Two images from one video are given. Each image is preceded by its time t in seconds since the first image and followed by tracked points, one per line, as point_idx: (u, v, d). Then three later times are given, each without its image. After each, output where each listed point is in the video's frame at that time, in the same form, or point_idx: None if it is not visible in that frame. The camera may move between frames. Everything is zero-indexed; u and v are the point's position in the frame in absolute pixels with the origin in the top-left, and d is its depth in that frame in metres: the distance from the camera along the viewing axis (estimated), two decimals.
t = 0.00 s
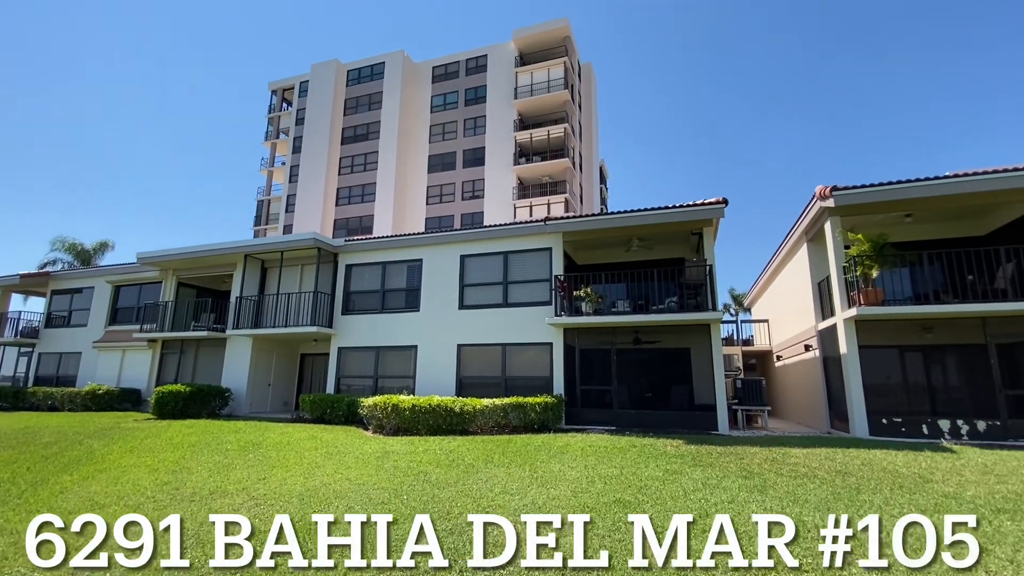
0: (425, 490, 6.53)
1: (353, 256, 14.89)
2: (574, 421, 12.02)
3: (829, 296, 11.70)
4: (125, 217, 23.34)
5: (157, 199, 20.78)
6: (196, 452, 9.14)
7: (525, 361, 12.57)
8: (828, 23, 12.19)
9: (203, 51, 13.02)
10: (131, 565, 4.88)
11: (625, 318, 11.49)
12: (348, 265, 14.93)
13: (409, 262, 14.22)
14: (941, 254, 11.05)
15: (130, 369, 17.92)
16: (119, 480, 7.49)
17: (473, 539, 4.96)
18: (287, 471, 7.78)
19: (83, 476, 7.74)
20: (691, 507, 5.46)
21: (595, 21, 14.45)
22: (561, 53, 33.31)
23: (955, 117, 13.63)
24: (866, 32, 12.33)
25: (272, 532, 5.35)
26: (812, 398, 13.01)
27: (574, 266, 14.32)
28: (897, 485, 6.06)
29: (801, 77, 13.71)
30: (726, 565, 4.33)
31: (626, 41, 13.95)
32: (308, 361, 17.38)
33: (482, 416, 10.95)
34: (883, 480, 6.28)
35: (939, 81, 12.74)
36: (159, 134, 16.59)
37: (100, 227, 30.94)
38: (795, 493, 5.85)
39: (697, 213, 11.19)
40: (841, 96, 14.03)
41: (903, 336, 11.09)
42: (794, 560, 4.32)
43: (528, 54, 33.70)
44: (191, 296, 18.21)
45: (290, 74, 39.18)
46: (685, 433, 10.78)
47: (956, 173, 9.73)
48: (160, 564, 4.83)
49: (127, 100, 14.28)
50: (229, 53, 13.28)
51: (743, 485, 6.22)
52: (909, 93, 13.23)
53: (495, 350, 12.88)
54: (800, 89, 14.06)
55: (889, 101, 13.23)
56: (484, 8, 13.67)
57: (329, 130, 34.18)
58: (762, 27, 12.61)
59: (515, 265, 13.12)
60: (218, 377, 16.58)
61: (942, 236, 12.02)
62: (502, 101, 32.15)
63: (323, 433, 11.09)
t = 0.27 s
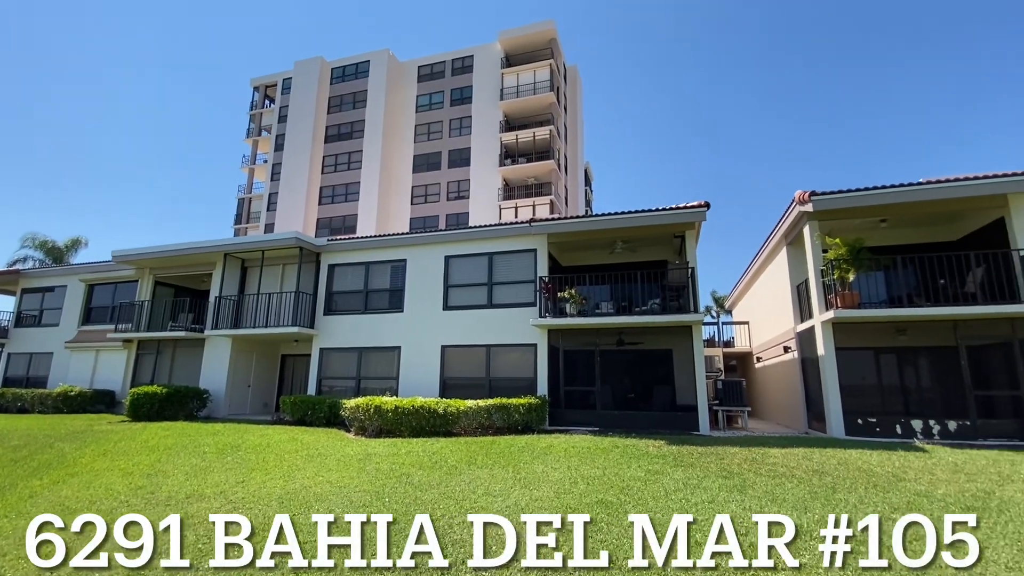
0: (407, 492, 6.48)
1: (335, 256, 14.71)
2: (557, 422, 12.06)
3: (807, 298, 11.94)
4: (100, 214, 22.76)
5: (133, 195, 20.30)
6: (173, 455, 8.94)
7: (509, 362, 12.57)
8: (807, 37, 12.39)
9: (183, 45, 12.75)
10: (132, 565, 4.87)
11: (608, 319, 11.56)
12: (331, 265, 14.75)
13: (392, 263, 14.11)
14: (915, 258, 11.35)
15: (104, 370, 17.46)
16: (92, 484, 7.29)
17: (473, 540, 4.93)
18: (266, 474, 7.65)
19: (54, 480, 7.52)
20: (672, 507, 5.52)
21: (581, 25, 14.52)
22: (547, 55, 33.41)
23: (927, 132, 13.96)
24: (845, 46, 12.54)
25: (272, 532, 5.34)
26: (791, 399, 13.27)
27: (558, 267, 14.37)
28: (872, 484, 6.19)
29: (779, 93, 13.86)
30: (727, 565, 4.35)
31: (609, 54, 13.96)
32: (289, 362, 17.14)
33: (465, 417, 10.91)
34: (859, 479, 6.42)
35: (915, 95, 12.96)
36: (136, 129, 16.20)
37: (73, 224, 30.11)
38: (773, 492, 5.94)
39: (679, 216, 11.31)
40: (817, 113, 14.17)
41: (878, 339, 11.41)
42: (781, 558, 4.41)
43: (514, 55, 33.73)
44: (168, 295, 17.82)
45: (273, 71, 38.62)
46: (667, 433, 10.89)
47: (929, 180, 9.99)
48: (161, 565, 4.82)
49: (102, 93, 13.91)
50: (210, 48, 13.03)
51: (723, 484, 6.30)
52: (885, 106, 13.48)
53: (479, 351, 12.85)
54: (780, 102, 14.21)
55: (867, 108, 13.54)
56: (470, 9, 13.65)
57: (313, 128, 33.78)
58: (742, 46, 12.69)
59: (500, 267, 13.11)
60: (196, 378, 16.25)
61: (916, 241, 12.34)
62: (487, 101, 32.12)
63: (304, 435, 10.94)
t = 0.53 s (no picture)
0: (390, 494, 6.43)
1: (318, 255, 14.54)
2: (542, 423, 12.07)
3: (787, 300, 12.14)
4: (75, 210, 22.16)
5: (109, 192, 19.82)
6: (149, 458, 8.74)
7: (494, 363, 12.55)
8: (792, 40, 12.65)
9: (164, 39, 12.49)
10: (133, 565, 4.80)
11: (593, 320, 11.61)
12: (313, 264, 14.57)
13: (377, 262, 13.99)
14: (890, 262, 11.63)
15: (77, 371, 17.00)
16: (64, 487, 7.08)
17: (473, 539, 4.92)
18: (246, 476, 7.52)
19: (24, 483, 7.29)
20: (654, 507, 5.57)
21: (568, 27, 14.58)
22: (534, 56, 33.53)
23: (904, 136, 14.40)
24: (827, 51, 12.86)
25: (272, 532, 5.29)
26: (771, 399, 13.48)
27: (543, 268, 14.41)
28: (849, 483, 6.33)
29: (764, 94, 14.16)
30: (728, 566, 4.36)
31: (599, 51, 14.15)
32: (270, 362, 16.90)
33: (449, 418, 10.85)
34: (836, 478, 6.55)
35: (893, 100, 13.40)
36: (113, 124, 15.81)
37: (46, 220, 29.27)
38: (753, 491, 6.04)
39: (663, 218, 11.42)
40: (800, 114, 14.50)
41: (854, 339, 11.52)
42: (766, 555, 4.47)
43: (501, 56, 33.75)
44: (146, 294, 17.44)
45: (255, 67, 38.03)
46: (649, 433, 10.97)
47: (904, 186, 10.25)
48: (160, 565, 4.76)
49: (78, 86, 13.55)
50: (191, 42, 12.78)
51: (704, 484, 6.38)
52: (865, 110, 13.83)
53: (464, 351, 12.81)
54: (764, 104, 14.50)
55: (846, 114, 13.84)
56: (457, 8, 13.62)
57: (296, 125, 33.34)
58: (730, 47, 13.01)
59: (485, 267, 13.09)
60: (174, 379, 15.92)
61: (891, 245, 12.64)
62: (474, 101, 32.07)
63: (285, 436, 10.78)
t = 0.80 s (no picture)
0: (371, 496, 6.36)
1: (299, 254, 14.34)
2: (525, 423, 12.08)
3: (767, 302, 12.34)
4: (46, 205, 21.48)
5: (82, 187, 19.27)
6: (122, 460, 8.51)
7: (477, 363, 12.53)
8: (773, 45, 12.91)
9: (143, 31, 12.23)
10: (132, 566, 4.69)
11: (576, 321, 11.66)
12: (294, 262, 14.36)
13: (359, 261, 13.86)
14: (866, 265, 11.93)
15: (47, 371, 16.48)
16: (31, 491, 6.85)
17: (473, 540, 4.86)
18: (223, 478, 7.37)
19: None
20: (634, 506, 5.61)
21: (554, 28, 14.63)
22: (519, 57, 33.59)
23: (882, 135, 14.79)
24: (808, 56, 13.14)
25: (272, 532, 5.22)
26: (751, 399, 13.69)
27: (527, 269, 14.44)
28: (824, 481, 6.46)
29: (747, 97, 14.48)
30: (727, 565, 4.31)
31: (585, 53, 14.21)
32: (249, 362, 16.63)
33: (432, 419, 10.78)
34: (812, 476, 6.69)
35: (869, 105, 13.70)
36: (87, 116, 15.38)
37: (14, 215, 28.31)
38: (731, 490, 6.12)
39: (646, 220, 11.53)
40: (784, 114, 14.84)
41: (831, 342, 12.11)
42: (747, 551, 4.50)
43: (486, 56, 33.73)
44: (120, 292, 16.99)
45: (236, 61, 37.36)
46: (631, 433, 11.00)
47: (879, 191, 10.49)
48: (161, 565, 4.64)
49: (50, 77, 13.14)
50: (171, 35, 12.50)
51: (684, 483, 6.46)
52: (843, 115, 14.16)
53: (448, 351, 12.75)
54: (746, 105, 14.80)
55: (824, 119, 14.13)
56: (443, 7, 13.56)
57: (278, 122, 32.83)
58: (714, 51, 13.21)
59: (469, 267, 13.05)
60: (149, 379, 15.54)
61: (867, 249, 12.95)
62: (459, 101, 31.98)
63: (264, 437, 10.62)
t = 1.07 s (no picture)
0: (352, 496, 6.30)
1: (281, 252, 14.14)
2: (508, 423, 12.10)
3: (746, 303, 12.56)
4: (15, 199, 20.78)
5: (53, 181, 18.69)
6: (94, 462, 8.28)
7: (460, 363, 12.49)
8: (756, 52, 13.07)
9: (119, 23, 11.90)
10: (133, 565, 4.66)
11: (559, 321, 11.71)
12: (275, 260, 14.14)
13: (342, 260, 13.71)
14: (841, 268, 12.22)
15: (16, 370, 15.98)
16: None
17: (474, 540, 4.83)
18: (200, 480, 7.23)
19: None
20: (616, 505, 5.66)
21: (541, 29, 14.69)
22: (505, 57, 33.57)
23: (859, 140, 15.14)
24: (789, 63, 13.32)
25: (272, 532, 5.16)
26: (730, 399, 13.92)
27: (512, 269, 14.45)
28: (801, 479, 6.59)
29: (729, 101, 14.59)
30: (727, 565, 4.33)
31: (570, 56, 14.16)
32: (227, 361, 16.33)
33: (414, 419, 10.72)
34: (789, 474, 6.83)
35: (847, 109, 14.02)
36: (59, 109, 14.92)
37: None
38: (710, 488, 6.22)
39: (629, 222, 11.62)
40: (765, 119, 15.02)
41: (808, 343, 12.42)
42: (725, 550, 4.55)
43: (472, 55, 33.64)
44: (93, 289, 16.53)
45: (217, 55, 36.65)
46: (613, 433, 11.07)
47: (855, 195, 10.75)
48: (161, 565, 4.61)
49: (19, 68, 12.70)
50: (148, 27, 12.19)
51: (664, 481, 6.53)
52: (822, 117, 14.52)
53: (431, 351, 12.69)
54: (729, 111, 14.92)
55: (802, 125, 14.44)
56: (429, 6, 13.49)
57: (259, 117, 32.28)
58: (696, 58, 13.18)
59: (453, 267, 13.01)
60: (123, 379, 15.16)
61: (843, 252, 13.26)
62: (444, 100, 31.84)
63: (242, 438, 10.44)
